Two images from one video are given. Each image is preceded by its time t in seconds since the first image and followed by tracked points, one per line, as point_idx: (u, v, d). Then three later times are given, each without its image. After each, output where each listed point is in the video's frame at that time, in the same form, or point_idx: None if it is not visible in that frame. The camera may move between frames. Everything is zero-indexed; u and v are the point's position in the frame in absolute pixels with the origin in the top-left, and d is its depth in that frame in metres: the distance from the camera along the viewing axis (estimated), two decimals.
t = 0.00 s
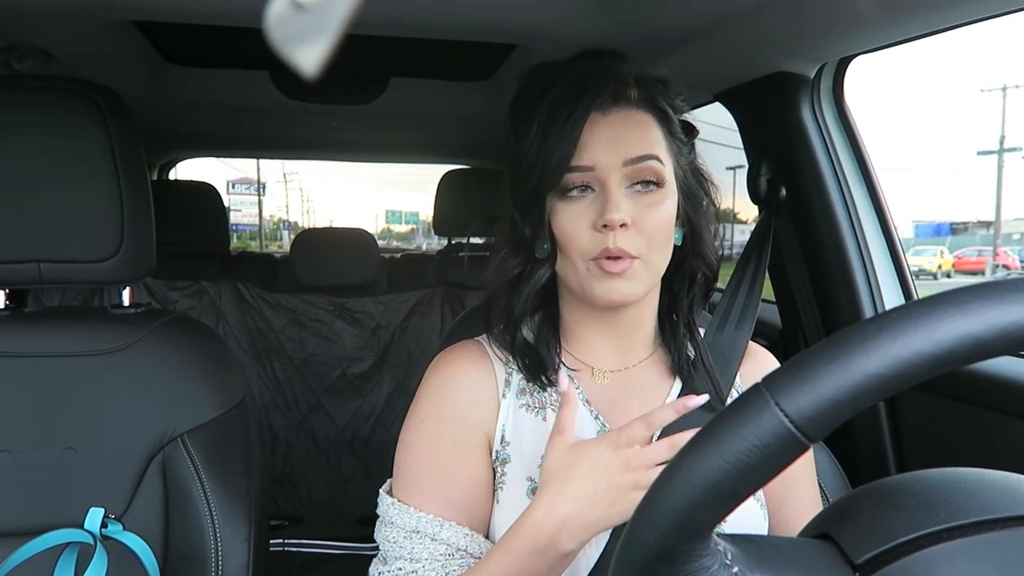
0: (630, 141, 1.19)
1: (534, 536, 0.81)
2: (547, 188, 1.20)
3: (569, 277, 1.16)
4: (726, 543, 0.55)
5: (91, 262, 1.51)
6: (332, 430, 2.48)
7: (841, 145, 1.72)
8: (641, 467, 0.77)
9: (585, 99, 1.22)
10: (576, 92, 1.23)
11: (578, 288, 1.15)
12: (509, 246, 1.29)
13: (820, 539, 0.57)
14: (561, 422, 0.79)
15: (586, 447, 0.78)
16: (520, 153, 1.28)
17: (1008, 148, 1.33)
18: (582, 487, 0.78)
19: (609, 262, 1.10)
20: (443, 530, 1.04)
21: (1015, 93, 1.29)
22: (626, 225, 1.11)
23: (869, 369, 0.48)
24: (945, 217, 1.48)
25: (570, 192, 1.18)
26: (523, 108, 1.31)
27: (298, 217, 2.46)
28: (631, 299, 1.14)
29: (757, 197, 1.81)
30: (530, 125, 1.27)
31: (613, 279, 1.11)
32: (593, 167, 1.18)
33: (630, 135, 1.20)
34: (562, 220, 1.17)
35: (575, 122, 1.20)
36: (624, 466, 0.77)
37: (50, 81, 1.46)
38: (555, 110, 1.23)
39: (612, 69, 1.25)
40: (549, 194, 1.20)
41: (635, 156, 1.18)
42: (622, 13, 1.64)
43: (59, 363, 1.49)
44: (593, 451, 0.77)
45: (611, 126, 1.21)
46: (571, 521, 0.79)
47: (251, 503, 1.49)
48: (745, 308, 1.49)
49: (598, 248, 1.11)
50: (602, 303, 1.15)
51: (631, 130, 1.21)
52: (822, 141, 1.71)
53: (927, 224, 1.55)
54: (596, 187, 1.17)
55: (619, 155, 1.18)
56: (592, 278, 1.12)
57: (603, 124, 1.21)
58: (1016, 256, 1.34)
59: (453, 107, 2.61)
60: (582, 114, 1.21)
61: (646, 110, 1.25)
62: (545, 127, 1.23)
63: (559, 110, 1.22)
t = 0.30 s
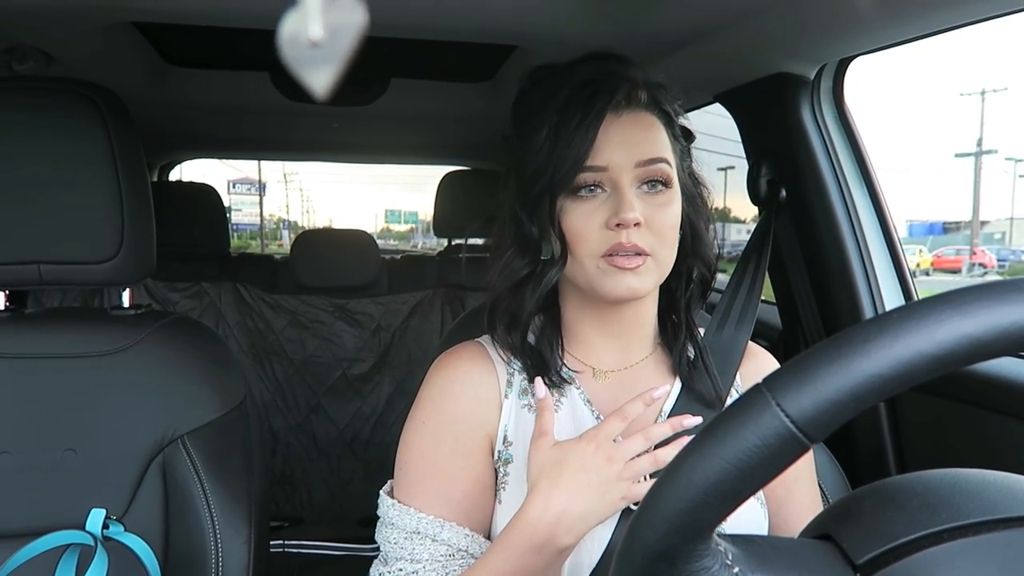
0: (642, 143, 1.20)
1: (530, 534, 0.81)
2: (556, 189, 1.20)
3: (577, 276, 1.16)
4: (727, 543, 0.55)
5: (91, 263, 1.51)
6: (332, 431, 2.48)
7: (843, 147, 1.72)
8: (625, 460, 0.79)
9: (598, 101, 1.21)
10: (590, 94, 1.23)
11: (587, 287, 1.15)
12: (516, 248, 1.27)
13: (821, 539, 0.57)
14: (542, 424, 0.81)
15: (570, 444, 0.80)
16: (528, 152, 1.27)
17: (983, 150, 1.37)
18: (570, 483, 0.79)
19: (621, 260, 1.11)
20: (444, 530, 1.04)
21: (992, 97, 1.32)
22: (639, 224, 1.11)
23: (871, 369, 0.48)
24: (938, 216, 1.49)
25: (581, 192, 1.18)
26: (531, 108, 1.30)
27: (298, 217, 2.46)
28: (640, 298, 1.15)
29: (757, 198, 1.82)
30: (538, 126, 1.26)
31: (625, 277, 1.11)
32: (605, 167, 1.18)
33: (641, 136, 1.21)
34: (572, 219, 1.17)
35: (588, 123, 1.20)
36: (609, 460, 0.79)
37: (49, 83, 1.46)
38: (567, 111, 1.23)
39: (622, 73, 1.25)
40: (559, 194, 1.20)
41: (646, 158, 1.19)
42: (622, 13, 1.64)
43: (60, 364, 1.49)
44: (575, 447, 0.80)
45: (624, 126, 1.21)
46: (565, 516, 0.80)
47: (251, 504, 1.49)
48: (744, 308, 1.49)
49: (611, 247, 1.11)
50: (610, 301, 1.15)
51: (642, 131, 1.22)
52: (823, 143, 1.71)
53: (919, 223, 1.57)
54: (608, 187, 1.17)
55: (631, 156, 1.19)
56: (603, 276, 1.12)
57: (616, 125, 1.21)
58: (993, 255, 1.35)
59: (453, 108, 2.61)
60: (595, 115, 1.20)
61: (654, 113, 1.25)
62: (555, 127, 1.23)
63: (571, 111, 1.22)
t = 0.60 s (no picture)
0: (648, 140, 1.21)
1: (522, 526, 0.82)
2: (561, 185, 1.19)
3: (580, 271, 1.16)
4: (729, 542, 0.55)
5: (92, 263, 1.51)
6: (332, 431, 2.48)
7: (843, 147, 1.72)
8: (623, 459, 0.79)
9: (606, 99, 1.21)
10: (596, 92, 1.22)
11: (590, 282, 1.15)
12: (516, 244, 1.27)
13: (822, 539, 0.57)
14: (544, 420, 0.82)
15: (567, 440, 0.80)
16: (529, 148, 1.26)
17: (963, 151, 1.40)
18: (566, 479, 0.79)
19: (627, 256, 1.11)
20: (442, 530, 1.04)
21: (972, 99, 1.35)
22: (646, 220, 1.12)
23: (872, 368, 0.48)
24: (932, 215, 1.50)
25: (587, 186, 1.18)
26: (530, 104, 1.29)
27: (298, 215, 2.47)
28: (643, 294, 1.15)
29: (757, 197, 1.82)
30: (542, 123, 1.24)
31: (631, 273, 1.11)
32: (613, 163, 1.18)
33: (645, 134, 1.21)
34: (577, 213, 1.17)
35: (595, 121, 1.19)
36: (606, 457, 0.79)
37: (49, 83, 1.46)
38: (574, 108, 1.22)
39: (625, 73, 1.25)
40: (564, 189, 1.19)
41: (652, 156, 1.19)
42: (622, 12, 1.64)
43: (60, 364, 1.49)
44: (573, 443, 0.80)
45: (628, 124, 1.22)
46: (555, 511, 0.80)
47: (252, 504, 1.49)
48: (744, 307, 1.49)
49: (618, 242, 1.12)
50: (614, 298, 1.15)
51: (648, 130, 1.22)
52: (823, 143, 1.71)
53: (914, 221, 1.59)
54: (614, 183, 1.17)
55: (638, 153, 1.19)
56: (608, 272, 1.12)
57: (623, 122, 1.21)
58: (973, 253, 1.38)
59: (453, 108, 2.61)
60: (603, 113, 1.20)
61: (657, 113, 1.26)
62: (560, 124, 1.22)
63: (578, 108, 1.21)
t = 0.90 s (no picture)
0: (684, 143, 1.20)
1: (524, 527, 0.82)
2: (607, 181, 1.14)
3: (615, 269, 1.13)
4: (735, 534, 0.55)
5: (92, 263, 1.51)
6: (333, 430, 2.48)
7: (843, 146, 1.72)
8: (626, 460, 0.80)
9: (656, 101, 1.19)
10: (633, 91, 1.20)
11: (627, 282, 1.12)
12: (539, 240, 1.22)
13: (827, 533, 0.57)
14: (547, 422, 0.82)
15: (571, 441, 0.81)
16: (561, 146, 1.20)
17: (943, 151, 1.45)
18: (569, 480, 0.79)
19: (669, 258, 1.10)
20: (448, 537, 1.05)
21: (953, 102, 1.40)
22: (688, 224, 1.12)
23: (886, 361, 0.48)
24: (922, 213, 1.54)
25: (632, 182, 1.14)
26: (553, 99, 1.24)
27: (298, 214, 2.49)
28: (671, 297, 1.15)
29: (756, 195, 1.81)
30: (583, 118, 1.19)
31: (670, 275, 1.10)
32: (657, 161, 1.16)
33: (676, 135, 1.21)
34: (620, 209, 1.13)
35: (648, 121, 1.17)
36: (611, 458, 0.80)
37: (49, 82, 1.46)
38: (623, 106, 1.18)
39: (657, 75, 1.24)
40: (609, 184, 1.14)
41: (686, 158, 1.19)
42: (621, 11, 1.64)
43: (60, 363, 1.49)
44: (577, 444, 0.80)
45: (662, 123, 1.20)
46: (560, 510, 0.80)
47: (252, 502, 1.49)
48: (744, 304, 1.48)
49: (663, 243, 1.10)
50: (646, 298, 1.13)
51: (681, 132, 1.22)
52: (823, 142, 1.71)
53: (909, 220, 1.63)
54: (658, 182, 1.15)
55: (678, 154, 1.18)
56: (652, 272, 1.10)
57: (666, 122, 1.19)
58: (953, 250, 1.44)
59: (453, 107, 2.61)
60: (654, 112, 1.18)
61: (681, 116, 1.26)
62: (599, 119, 1.19)
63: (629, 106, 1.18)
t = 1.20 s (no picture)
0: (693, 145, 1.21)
1: (528, 532, 0.82)
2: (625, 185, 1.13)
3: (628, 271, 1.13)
4: (735, 533, 0.55)
5: (91, 262, 1.51)
6: (332, 430, 2.47)
7: (842, 146, 1.72)
8: (629, 465, 0.80)
9: (672, 104, 1.18)
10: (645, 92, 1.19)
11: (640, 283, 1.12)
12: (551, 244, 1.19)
13: (827, 532, 0.57)
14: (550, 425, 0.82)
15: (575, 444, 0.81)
16: (573, 148, 1.18)
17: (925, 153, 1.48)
18: (571, 483, 0.80)
19: (679, 259, 1.11)
20: (449, 540, 1.05)
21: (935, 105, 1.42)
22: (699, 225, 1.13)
23: (888, 358, 0.48)
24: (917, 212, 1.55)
25: (647, 184, 1.14)
26: (565, 99, 1.22)
27: (298, 213, 2.48)
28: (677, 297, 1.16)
29: (756, 194, 1.81)
30: (598, 119, 1.17)
31: (681, 277, 1.11)
32: (669, 163, 1.16)
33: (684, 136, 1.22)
34: (634, 211, 1.12)
35: (666, 124, 1.17)
36: (615, 462, 0.80)
37: (48, 82, 1.46)
38: (639, 109, 1.17)
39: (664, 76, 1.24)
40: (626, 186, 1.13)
41: (694, 159, 1.20)
42: (621, 11, 1.64)
43: (59, 363, 1.49)
44: (580, 447, 0.81)
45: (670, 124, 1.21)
46: (564, 514, 0.81)
47: (251, 502, 1.49)
48: (744, 304, 1.48)
49: (675, 244, 1.11)
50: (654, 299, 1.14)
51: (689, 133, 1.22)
52: (822, 141, 1.71)
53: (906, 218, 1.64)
54: (669, 184, 1.15)
55: (688, 156, 1.19)
56: (665, 275, 1.10)
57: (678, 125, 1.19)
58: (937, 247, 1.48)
59: (452, 107, 2.61)
60: (671, 116, 1.17)
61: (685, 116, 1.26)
62: (612, 120, 1.17)
63: (646, 109, 1.17)
